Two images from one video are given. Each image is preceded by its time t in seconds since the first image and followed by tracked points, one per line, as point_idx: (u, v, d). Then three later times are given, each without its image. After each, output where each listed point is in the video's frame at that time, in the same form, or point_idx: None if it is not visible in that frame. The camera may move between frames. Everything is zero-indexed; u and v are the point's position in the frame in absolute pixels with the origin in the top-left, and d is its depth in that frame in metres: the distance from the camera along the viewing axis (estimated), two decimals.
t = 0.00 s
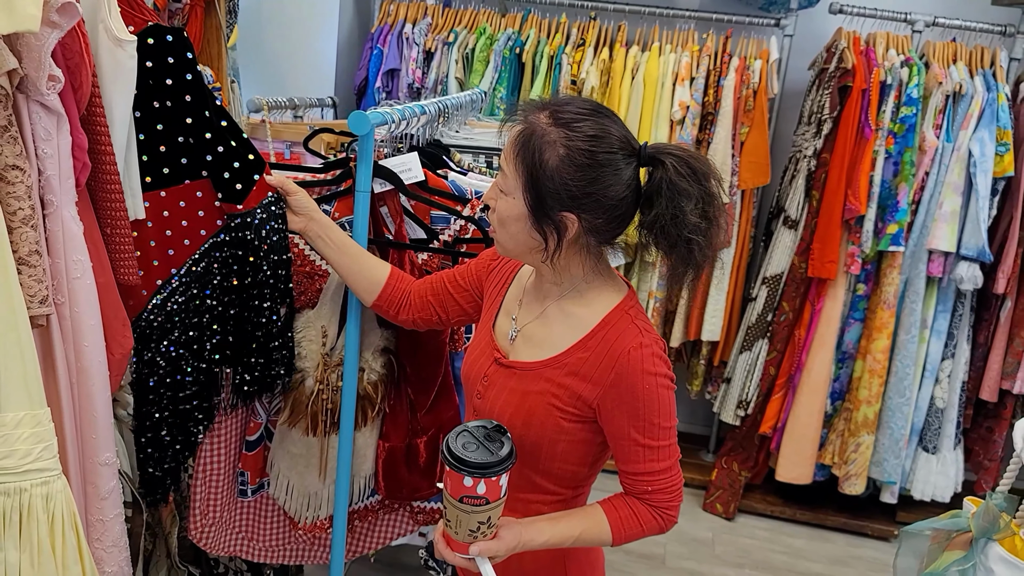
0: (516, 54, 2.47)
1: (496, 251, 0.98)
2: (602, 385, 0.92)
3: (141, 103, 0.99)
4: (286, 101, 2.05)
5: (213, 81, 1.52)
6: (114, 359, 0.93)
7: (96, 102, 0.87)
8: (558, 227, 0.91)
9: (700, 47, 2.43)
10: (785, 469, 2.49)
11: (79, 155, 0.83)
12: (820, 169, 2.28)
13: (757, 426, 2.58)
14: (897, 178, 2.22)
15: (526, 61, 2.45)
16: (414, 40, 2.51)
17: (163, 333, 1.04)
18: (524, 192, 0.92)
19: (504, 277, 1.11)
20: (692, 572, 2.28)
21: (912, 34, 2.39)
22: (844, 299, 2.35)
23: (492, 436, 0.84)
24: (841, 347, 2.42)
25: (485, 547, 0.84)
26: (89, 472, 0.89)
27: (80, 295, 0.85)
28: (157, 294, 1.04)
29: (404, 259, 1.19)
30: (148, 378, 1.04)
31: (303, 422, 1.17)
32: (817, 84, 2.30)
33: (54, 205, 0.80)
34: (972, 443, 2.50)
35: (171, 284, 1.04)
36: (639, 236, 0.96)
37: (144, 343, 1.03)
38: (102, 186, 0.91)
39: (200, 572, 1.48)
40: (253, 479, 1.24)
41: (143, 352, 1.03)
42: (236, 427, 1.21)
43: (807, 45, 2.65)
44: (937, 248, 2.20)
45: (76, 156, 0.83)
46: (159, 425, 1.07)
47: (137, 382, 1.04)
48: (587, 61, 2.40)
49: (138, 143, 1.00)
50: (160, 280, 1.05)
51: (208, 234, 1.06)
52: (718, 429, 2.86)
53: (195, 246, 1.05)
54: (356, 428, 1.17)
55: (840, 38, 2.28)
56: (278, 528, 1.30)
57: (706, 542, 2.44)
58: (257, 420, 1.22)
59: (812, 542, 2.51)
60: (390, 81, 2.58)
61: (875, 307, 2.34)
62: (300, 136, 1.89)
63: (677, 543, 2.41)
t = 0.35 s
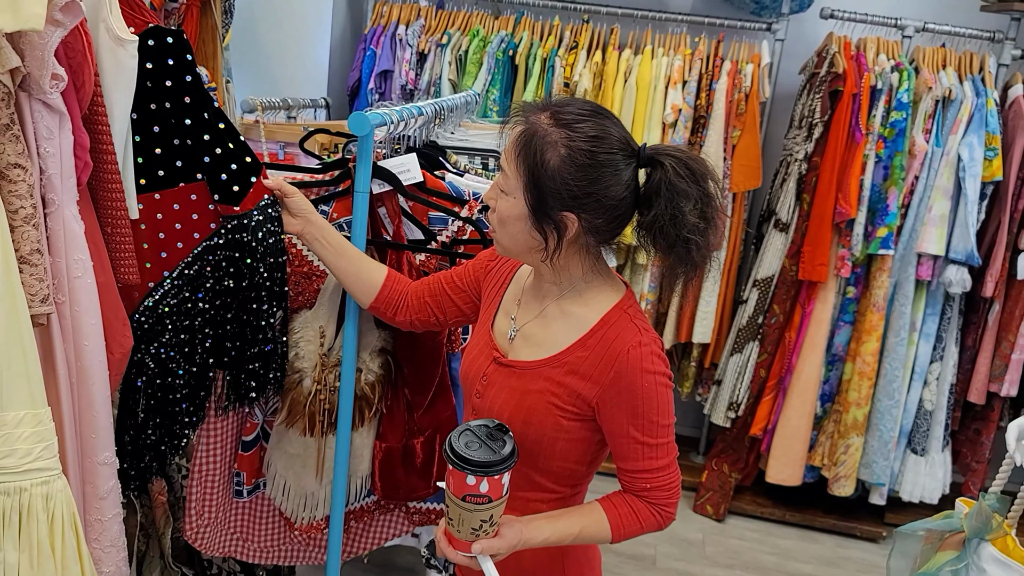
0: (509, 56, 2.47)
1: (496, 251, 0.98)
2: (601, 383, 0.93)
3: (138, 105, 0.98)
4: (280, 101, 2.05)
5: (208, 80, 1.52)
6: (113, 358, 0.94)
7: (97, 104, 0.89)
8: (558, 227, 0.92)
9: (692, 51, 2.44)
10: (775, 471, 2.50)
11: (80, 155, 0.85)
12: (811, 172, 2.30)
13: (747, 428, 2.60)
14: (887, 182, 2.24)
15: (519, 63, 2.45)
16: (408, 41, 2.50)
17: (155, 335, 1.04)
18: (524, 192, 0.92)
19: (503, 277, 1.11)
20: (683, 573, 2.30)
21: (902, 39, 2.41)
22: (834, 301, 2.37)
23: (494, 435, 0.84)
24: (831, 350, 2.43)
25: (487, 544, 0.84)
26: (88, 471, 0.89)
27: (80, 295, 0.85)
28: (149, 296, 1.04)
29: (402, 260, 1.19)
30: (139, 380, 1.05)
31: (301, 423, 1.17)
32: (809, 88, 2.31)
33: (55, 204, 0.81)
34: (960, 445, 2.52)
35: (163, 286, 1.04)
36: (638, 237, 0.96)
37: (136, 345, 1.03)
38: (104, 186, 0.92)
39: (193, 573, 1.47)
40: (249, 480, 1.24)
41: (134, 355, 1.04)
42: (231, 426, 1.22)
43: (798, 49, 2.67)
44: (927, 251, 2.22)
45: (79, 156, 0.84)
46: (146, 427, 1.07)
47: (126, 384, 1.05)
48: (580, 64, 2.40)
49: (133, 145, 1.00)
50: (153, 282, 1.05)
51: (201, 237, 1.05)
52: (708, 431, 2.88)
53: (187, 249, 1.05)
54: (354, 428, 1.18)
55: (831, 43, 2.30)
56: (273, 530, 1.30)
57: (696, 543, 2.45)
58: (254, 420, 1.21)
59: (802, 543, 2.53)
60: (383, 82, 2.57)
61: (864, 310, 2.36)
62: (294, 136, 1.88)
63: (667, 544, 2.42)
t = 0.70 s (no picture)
0: (507, 56, 2.47)
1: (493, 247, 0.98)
2: (597, 380, 0.93)
3: (134, 103, 0.97)
4: (278, 99, 2.05)
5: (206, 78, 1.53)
6: (110, 353, 0.94)
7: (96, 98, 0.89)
8: (555, 224, 0.92)
9: (690, 52, 2.44)
10: (770, 472, 2.50)
11: (79, 150, 0.85)
12: (808, 174, 2.30)
13: (742, 429, 2.61)
14: (884, 184, 2.25)
15: (518, 63, 2.45)
16: (406, 40, 2.50)
17: (148, 332, 1.04)
18: (522, 188, 0.92)
19: (499, 275, 1.11)
20: (677, 573, 2.30)
21: (900, 42, 2.42)
22: (829, 303, 2.37)
23: (489, 430, 0.84)
24: (827, 351, 2.44)
25: (482, 539, 0.84)
26: (84, 467, 0.89)
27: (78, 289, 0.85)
28: (142, 292, 1.03)
29: (399, 258, 1.19)
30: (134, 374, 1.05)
31: (297, 419, 1.17)
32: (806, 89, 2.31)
33: (53, 199, 0.81)
34: (954, 447, 2.52)
35: (157, 282, 1.03)
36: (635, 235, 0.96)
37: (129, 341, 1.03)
38: (102, 181, 0.93)
39: (187, 570, 1.47)
40: (244, 476, 1.23)
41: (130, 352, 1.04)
42: (227, 422, 1.21)
43: (797, 51, 2.68)
44: (923, 254, 2.23)
45: (77, 150, 0.84)
46: (148, 419, 1.08)
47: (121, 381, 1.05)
48: (578, 64, 2.40)
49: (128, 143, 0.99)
50: (145, 277, 1.03)
51: (195, 235, 1.04)
52: (703, 432, 2.88)
53: (181, 247, 1.04)
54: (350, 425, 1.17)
55: (828, 46, 2.31)
56: (268, 528, 1.29)
57: (691, 543, 2.45)
58: (250, 417, 1.21)
59: (796, 544, 2.53)
60: (382, 81, 2.56)
61: (860, 312, 2.36)
62: (292, 134, 1.88)
63: (662, 544, 2.43)
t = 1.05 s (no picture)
0: (506, 55, 2.46)
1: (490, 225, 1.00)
2: (582, 377, 0.92)
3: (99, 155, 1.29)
4: (276, 97, 2.05)
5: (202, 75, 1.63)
6: (106, 351, 0.96)
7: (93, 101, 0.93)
8: (547, 208, 0.92)
9: (689, 52, 2.43)
10: (767, 472, 2.50)
11: (75, 147, 0.87)
12: (806, 175, 2.30)
13: (739, 429, 2.61)
14: (882, 185, 2.25)
15: (516, 62, 2.44)
16: (404, 39, 2.50)
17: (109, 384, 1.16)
18: (525, 167, 0.94)
19: (502, 270, 1.11)
20: (673, 573, 2.30)
21: (898, 43, 2.42)
22: (827, 304, 2.37)
23: (468, 420, 0.85)
24: (824, 352, 2.44)
25: (459, 530, 0.86)
26: (78, 464, 0.90)
27: (72, 286, 0.86)
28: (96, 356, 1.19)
29: (396, 257, 1.20)
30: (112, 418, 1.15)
31: (293, 418, 1.17)
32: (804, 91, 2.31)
33: (49, 195, 0.82)
34: (950, 448, 2.53)
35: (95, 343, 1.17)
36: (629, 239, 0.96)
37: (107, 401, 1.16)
38: (97, 180, 0.96)
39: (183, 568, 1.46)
40: (240, 475, 1.24)
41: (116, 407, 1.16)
42: (224, 419, 1.22)
43: (795, 52, 2.68)
44: (920, 255, 2.23)
45: (72, 147, 0.86)
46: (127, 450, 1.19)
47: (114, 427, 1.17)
48: (577, 64, 2.40)
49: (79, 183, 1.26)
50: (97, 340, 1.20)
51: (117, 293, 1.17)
52: (700, 432, 2.88)
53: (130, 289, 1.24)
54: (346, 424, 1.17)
55: (827, 47, 2.31)
56: (263, 527, 1.30)
57: (687, 543, 2.46)
58: (246, 415, 1.22)
59: (792, 544, 2.53)
60: (380, 80, 2.56)
61: (857, 313, 2.37)
62: (290, 133, 1.88)
63: (658, 544, 2.43)
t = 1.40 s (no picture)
0: (502, 55, 2.45)
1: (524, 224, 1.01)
2: (576, 382, 0.90)
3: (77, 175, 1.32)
4: (272, 97, 2.04)
5: (198, 75, 1.63)
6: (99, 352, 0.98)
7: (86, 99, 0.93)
8: (578, 207, 0.92)
9: (685, 52, 2.43)
10: (763, 471, 2.51)
11: (68, 149, 0.88)
12: (802, 175, 2.31)
13: (735, 429, 2.61)
14: (877, 185, 2.26)
15: (513, 62, 2.44)
16: (401, 39, 2.49)
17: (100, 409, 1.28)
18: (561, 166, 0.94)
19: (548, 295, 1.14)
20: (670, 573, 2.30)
21: (894, 43, 2.42)
22: (823, 303, 2.38)
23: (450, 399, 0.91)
24: (820, 352, 2.44)
25: (425, 507, 0.91)
26: (72, 466, 0.91)
27: (66, 288, 0.87)
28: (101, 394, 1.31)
29: (392, 258, 1.17)
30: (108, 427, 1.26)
31: (289, 420, 1.15)
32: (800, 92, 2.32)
33: (43, 197, 0.83)
34: (946, 448, 2.53)
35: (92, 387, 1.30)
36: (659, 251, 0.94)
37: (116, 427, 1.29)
38: (90, 182, 0.97)
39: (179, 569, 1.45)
40: (236, 476, 1.22)
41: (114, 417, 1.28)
42: (221, 421, 1.22)
43: (791, 52, 2.68)
44: (916, 255, 2.23)
45: (65, 148, 0.87)
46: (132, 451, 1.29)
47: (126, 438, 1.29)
48: (573, 64, 2.39)
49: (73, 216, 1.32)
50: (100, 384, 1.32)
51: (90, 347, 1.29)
52: (697, 432, 2.88)
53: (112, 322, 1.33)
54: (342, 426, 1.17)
55: (823, 47, 2.31)
56: (260, 527, 1.30)
57: (684, 543, 2.46)
58: (242, 416, 1.20)
59: (789, 544, 2.53)
60: (376, 80, 2.55)
61: (853, 312, 2.37)
62: (286, 133, 1.88)
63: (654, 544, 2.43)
